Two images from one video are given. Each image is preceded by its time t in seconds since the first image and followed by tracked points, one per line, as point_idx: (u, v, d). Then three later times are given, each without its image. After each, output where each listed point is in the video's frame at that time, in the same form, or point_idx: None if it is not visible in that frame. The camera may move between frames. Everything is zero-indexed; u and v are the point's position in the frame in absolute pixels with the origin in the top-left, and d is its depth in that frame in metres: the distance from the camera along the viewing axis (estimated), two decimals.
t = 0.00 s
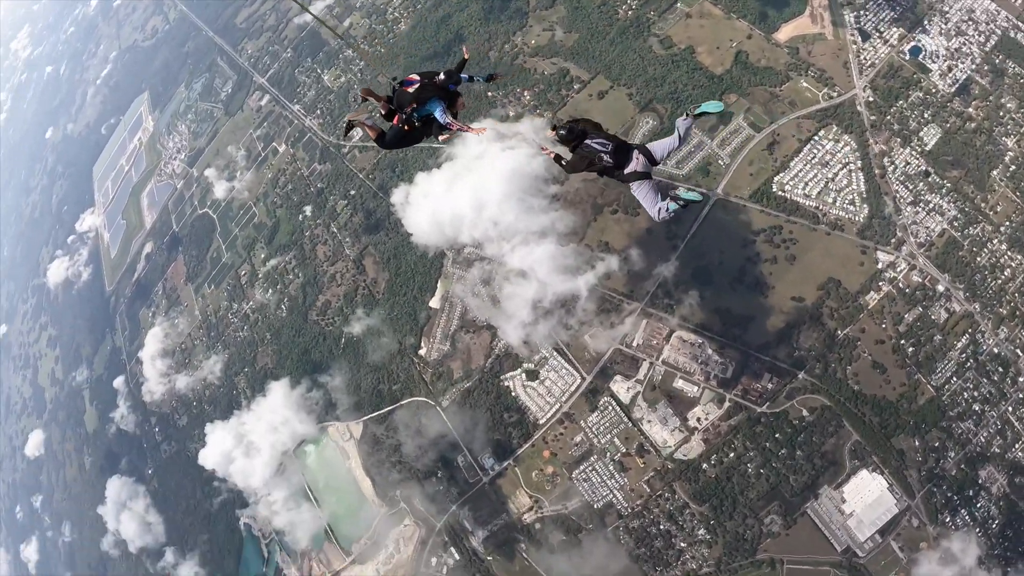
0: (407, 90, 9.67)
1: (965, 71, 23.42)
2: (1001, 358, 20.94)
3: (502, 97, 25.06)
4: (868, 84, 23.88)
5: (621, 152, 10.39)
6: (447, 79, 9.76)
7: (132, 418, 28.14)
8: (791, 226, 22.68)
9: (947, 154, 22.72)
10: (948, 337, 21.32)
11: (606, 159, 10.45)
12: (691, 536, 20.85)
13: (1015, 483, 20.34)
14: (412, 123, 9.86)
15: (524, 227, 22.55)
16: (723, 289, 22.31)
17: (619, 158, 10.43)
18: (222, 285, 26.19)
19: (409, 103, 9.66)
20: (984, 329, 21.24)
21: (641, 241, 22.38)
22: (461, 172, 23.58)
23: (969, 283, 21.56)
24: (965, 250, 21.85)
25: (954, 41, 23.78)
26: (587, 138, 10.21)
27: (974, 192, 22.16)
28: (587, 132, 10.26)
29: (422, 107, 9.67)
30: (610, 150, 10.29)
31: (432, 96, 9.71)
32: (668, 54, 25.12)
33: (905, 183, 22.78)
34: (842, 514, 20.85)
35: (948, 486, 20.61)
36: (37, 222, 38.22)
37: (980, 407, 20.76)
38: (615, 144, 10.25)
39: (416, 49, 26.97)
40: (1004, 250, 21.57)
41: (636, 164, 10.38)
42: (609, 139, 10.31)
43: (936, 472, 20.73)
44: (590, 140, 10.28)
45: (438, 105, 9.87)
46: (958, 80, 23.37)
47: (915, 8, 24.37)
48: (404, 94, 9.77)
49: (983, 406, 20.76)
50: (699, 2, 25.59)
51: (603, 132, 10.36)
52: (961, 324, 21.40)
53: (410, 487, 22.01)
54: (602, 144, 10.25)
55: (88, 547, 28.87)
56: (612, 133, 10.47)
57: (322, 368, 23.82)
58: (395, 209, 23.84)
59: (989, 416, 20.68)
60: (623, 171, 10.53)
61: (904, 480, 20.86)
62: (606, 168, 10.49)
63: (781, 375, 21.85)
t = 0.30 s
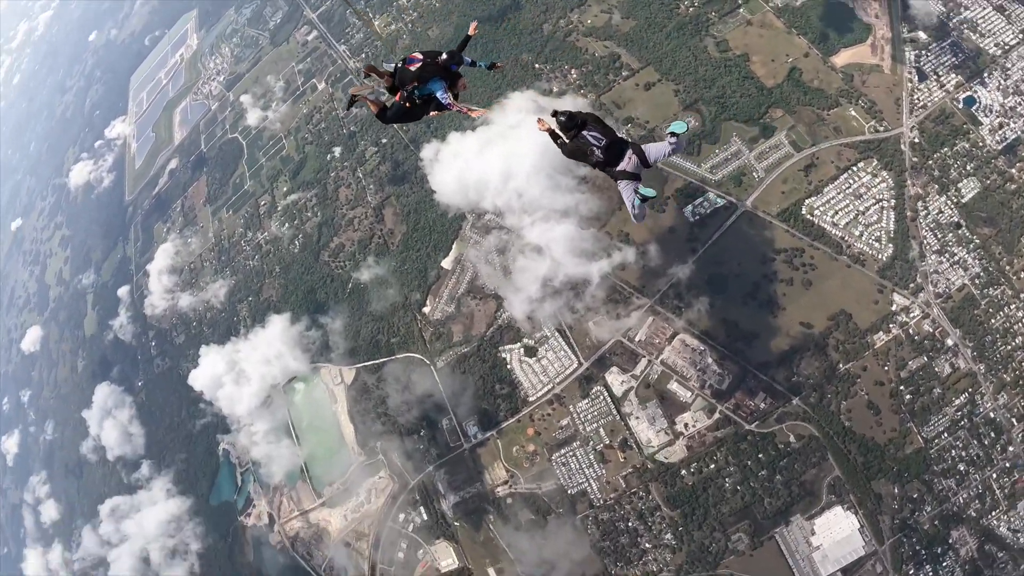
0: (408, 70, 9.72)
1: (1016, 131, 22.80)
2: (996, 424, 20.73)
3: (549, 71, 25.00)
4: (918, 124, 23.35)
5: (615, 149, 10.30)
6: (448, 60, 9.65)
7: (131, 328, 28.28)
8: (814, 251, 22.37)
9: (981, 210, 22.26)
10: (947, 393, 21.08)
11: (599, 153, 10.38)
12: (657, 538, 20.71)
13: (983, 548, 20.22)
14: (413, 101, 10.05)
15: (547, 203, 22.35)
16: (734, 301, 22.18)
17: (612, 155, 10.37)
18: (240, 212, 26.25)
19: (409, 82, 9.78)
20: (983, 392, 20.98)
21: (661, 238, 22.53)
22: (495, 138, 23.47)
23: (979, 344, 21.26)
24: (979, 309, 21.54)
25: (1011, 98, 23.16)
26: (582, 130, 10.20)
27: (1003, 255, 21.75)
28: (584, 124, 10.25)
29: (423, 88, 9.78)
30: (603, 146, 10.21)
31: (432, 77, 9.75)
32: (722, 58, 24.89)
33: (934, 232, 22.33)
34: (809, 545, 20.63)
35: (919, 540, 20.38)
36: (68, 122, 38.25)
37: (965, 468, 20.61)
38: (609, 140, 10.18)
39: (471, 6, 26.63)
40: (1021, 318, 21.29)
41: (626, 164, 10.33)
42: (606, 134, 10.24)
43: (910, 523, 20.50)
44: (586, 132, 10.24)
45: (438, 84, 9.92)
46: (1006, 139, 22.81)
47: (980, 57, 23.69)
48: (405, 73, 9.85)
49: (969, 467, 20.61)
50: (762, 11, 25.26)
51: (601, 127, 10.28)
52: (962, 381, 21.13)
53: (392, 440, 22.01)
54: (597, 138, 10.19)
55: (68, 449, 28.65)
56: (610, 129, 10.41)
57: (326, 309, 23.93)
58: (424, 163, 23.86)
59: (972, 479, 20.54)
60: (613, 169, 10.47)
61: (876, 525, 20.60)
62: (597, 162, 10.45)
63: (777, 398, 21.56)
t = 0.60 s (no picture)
0: (416, 50, 8.72)
1: None
2: (993, 481, 19.86)
3: (604, 55, 24.65)
4: (968, 165, 22.45)
5: (620, 145, 8.85)
6: (457, 43, 8.58)
7: (154, 252, 28.60)
8: (842, 276, 21.83)
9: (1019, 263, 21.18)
10: (951, 441, 20.27)
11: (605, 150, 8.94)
12: (639, 536, 20.41)
13: None
14: (421, 84, 9.04)
15: (583, 186, 22.17)
16: (754, 313, 21.87)
17: (616, 151, 8.91)
18: (277, 152, 26.33)
19: (415, 64, 8.84)
20: (987, 447, 20.13)
21: (692, 239, 22.28)
22: (540, 114, 23.27)
23: (990, 398, 20.35)
24: (998, 362, 20.55)
25: None
26: (589, 123, 8.79)
27: None
28: (592, 118, 8.87)
29: (432, 71, 8.74)
30: (607, 143, 8.81)
31: (440, 59, 8.70)
32: (781, 67, 24.37)
33: (965, 277, 21.40)
34: (786, 567, 20.08)
35: None
36: (119, 42, 38.46)
37: (954, 521, 19.74)
38: (613, 137, 8.75)
39: None
40: None
41: (628, 164, 8.74)
42: (613, 129, 8.86)
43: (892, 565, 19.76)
44: (592, 125, 8.84)
45: (444, 68, 8.83)
46: None
47: None
48: (414, 55, 8.88)
49: (960, 519, 19.74)
50: (829, 26, 24.67)
51: (608, 123, 8.90)
52: (968, 433, 20.28)
53: (395, 398, 22.07)
54: (602, 134, 8.79)
55: (76, 361, 29.15)
56: (619, 125, 9.02)
57: (347, 259, 23.99)
58: (466, 128, 23.82)
59: (960, 533, 19.66)
60: (613, 165, 8.97)
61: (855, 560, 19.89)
62: (599, 157, 9.11)
63: (783, 417, 21.10)
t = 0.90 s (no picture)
0: (410, 45, 8.93)
1: None
2: (983, 524, 19.53)
3: (645, 48, 24.44)
4: (999, 202, 21.95)
5: (610, 149, 9.07)
6: (449, 38, 8.91)
7: (175, 199, 28.75)
8: (859, 298, 21.48)
9: None
10: (947, 477, 19.89)
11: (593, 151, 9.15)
12: (624, 534, 20.21)
13: None
14: (419, 77, 9.32)
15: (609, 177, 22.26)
16: (765, 324, 21.60)
17: (605, 155, 9.17)
18: (308, 111, 26.35)
19: (408, 58, 9.03)
20: (982, 488, 19.76)
21: (712, 242, 22.13)
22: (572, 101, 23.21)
23: (992, 439, 19.96)
24: (1004, 405, 20.17)
25: None
26: (583, 125, 8.89)
27: None
28: (587, 119, 8.93)
29: (427, 67, 9.03)
30: (599, 147, 9.01)
31: (434, 55, 8.97)
32: (821, 81, 24.00)
33: (982, 314, 20.97)
34: None
35: None
36: None
37: (939, 558, 19.46)
38: (606, 141, 8.93)
39: None
40: None
41: (614, 171, 9.18)
42: (605, 131, 8.92)
43: None
44: (587, 127, 8.90)
45: (439, 63, 9.13)
46: None
47: None
48: (408, 48, 9.07)
49: (945, 557, 19.48)
50: (875, 45, 24.26)
51: (602, 125, 8.92)
52: (966, 471, 19.89)
53: (399, 368, 22.12)
54: (594, 137, 8.91)
55: (87, 299, 29.39)
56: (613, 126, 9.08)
57: (366, 225, 24.01)
58: (499, 107, 23.85)
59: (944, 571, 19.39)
60: (601, 169, 9.35)
61: None
62: (588, 158, 9.29)
63: (783, 431, 20.81)
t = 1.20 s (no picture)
0: (407, 37, 8.33)
1: None
2: (971, 565, 19.22)
3: (690, 45, 24.17)
4: None
5: (609, 149, 7.87)
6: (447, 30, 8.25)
7: (204, 147, 28.87)
8: (876, 321, 21.12)
9: None
10: (940, 513, 19.60)
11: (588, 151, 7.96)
12: (613, 528, 20.11)
13: None
14: (420, 72, 8.68)
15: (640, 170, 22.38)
16: (779, 336, 21.36)
17: (603, 157, 7.94)
18: (345, 73, 26.37)
19: (407, 53, 8.43)
20: (974, 528, 19.44)
21: (736, 248, 21.88)
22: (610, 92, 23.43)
23: (991, 480, 19.60)
24: (1007, 448, 19.79)
25: None
26: (582, 122, 7.83)
27: None
28: (587, 117, 7.93)
29: (425, 58, 8.37)
30: (596, 145, 7.84)
31: (431, 47, 8.31)
32: (864, 98, 23.46)
33: (997, 354, 20.45)
34: None
35: None
36: None
37: None
38: (603, 139, 7.80)
39: None
40: None
41: (608, 172, 7.81)
42: (606, 131, 7.86)
43: None
44: (584, 125, 7.87)
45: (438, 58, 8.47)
46: None
47: None
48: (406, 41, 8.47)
49: None
50: (922, 68, 23.63)
51: (601, 123, 7.87)
52: (961, 509, 19.57)
53: (408, 337, 22.17)
54: (591, 135, 7.80)
55: (108, 238, 29.68)
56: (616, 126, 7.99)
57: (390, 193, 23.96)
58: (535, 87, 23.64)
59: None
60: (597, 172, 8.04)
61: None
62: (586, 160, 8.09)
63: (783, 446, 20.59)
